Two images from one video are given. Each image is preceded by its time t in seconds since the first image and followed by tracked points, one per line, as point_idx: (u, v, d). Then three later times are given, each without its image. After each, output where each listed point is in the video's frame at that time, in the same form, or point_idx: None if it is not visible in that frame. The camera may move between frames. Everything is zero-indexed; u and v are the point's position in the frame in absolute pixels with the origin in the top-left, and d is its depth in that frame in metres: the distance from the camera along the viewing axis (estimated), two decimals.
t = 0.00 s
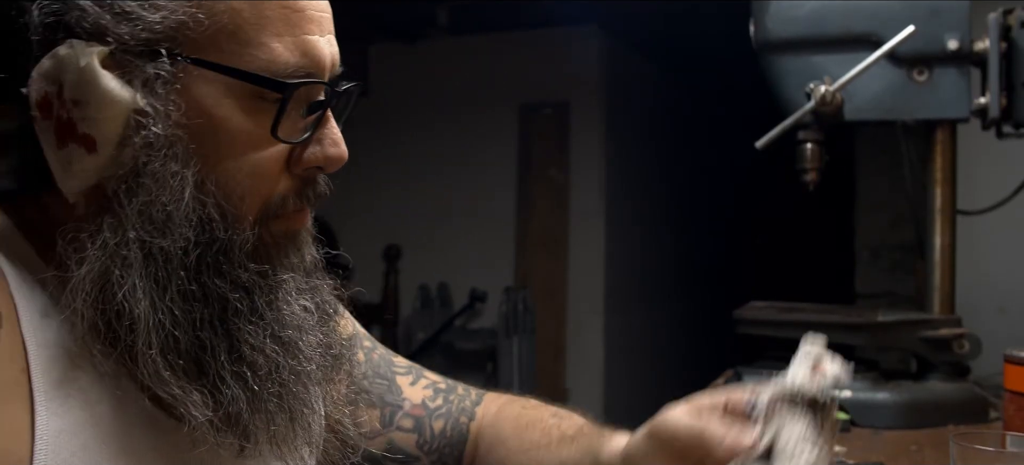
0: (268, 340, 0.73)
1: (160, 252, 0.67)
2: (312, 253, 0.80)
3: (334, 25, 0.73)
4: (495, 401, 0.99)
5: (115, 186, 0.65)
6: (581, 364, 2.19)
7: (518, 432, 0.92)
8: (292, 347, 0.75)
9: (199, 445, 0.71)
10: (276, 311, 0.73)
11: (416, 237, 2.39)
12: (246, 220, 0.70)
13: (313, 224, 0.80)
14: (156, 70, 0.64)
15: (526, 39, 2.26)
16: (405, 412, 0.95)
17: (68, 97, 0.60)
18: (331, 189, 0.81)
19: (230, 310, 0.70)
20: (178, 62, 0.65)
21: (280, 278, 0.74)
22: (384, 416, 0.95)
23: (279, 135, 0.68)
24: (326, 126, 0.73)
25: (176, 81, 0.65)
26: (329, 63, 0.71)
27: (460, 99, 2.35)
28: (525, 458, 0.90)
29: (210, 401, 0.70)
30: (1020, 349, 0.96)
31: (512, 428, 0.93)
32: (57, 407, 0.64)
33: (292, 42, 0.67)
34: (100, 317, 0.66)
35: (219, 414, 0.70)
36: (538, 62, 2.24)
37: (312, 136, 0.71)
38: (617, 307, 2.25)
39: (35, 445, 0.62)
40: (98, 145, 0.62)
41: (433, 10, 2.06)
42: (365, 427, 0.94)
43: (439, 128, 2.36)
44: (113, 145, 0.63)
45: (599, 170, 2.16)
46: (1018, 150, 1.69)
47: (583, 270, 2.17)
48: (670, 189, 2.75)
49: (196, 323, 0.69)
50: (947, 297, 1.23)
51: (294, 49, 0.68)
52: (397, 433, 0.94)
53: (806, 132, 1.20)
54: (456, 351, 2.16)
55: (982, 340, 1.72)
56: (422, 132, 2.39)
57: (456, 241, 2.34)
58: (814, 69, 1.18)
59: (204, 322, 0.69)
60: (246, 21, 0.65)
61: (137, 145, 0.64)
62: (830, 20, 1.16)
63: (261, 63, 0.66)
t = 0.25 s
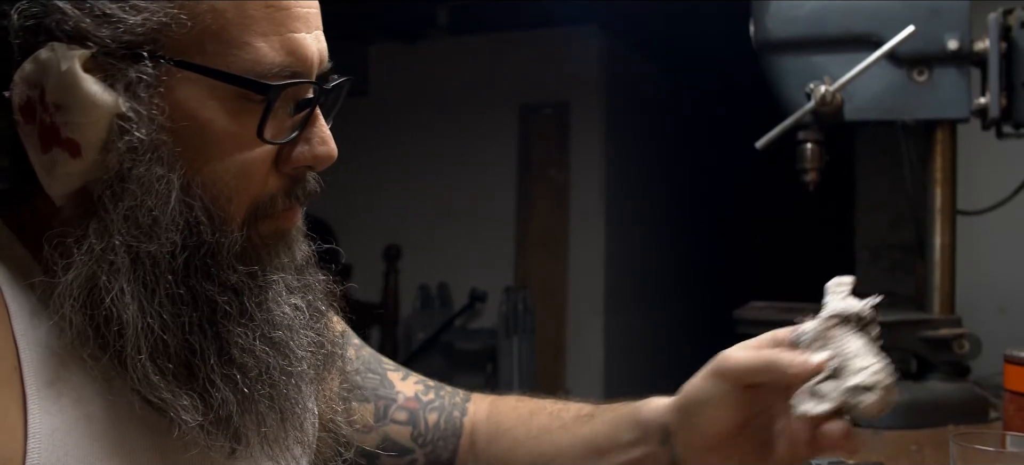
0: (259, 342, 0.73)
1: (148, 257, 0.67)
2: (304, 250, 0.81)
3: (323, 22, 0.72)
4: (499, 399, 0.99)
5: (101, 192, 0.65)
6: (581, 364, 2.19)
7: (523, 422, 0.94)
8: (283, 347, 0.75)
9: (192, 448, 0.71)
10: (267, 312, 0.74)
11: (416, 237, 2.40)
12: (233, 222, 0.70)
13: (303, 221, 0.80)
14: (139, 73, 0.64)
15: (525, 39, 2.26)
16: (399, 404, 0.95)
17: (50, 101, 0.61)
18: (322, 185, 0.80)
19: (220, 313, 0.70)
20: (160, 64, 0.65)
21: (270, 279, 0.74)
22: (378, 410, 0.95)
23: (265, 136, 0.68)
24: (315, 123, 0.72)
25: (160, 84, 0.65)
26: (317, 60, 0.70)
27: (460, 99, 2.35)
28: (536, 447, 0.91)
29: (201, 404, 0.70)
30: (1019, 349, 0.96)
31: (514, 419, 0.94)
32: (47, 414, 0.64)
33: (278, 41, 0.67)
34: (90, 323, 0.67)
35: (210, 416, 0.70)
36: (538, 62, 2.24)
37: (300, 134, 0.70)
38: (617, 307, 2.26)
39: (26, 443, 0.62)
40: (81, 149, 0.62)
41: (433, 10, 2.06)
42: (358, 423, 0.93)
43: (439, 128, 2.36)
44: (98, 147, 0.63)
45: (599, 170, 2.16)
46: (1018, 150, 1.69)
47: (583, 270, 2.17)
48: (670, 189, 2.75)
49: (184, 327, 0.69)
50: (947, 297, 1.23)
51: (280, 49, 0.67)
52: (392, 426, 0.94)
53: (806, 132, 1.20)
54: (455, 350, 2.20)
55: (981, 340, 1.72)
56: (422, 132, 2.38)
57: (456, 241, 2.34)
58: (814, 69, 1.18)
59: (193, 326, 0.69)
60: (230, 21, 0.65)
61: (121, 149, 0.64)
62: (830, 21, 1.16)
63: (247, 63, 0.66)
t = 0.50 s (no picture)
0: (254, 345, 0.73)
1: (142, 263, 0.67)
2: (300, 250, 0.81)
3: (314, 23, 0.72)
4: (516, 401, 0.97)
5: (94, 198, 0.65)
6: (581, 363, 2.19)
7: (545, 417, 0.92)
8: (279, 349, 0.75)
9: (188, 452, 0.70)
10: (262, 314, 0.74)
11: (416, 237, 2.39)
12: (228, 226, 0.70)
13: (297, 222, 0.80)
14: (129, 80, 0.64)
15: (526, 39, 2.26)
16: (400, 398, 0.95)
17: (41, 108, 0.61)
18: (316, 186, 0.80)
19: (215, 317, 0.70)
20: (150, 69, 0.65)
21: (265, 282, 0.74)
22: (378, 404, 0.94)
23: (258, 140, 0.68)
24: (308, 125, 0.72)
25: (152, 90, 0.65)
26: (308, 61, 0.70)
27: (460, 99, 2.35)
28: (566, 439, 0.88)
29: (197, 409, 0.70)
30: (1020, 349, 0.96)
31: (534, 415, 0.93)
32: (42, 422, 0.63)
33: (269, 44, 0.66)
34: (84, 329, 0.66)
35: (206, 421, 0.70)
36: (538, 62, 2.24)
37: (294, 137, 0.71)
38: (617, 307, 2.26)
39: (24, 444, 0.62)
40: (73, 156, 0.62)
41: (433, 10, 2.06)
42: (359, 416, 0.93)
43: (439, 128, 2.36)
44: (90, 155, 0.63)
45: (599, 170, 2.16)
46: (1018, 151, 1.69)
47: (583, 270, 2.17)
48: (670, 189, 2.75)
49: (180, 332, 0.69)
50: (947, 297, 1.23)
51: (272, 52, 0.67)
52: (393, 419, 0.93)
53: (807, 132, 1.20)
54: (455, 350, 2.22)
55: (981, 340, 1.72)
56: (422, 132, 2.38)
57: (456, 241, 2.34)
58: (814, 70, 1.18)
59: (188, 330, 0.70)
60: (221, 25, 0.64)
61: (113, 157, 0.64)
62: (830, 21, 1.16)
63: (239, 68, 0.65)
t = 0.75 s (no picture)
0: (254, 350, 0.73)
1: (142, 269, 0.68)
2: (300, 254, 0.81)
3: (316, 26, 0.71)
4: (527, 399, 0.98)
5: (95, 205, 0.66)
6: (581, 364, 2.19)
7: (564, 416, 0.94)
8: (278, 355, 0.75)
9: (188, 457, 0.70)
10: (261, 320, 0.74)
11: (416, 237, 2.39)
12: (228, 231, 0.70)
13: (298, 228, 0.80)
14: (129, 87, 0.64)
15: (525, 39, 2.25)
16: (404, 395, 0.94)
17: (40, 114, 0.61)
18: (317, 191, 0.80)
19: (214, 323, 0.71)
20: (149, 75, 0.65)
21: (265, 287, 0.74)
22: (382, 401, 0.93)
23: (258, 147, 0.68)
24: (310, 130, 0.71)
25: (151, 97, 0.65)
26: (309, 66, 0.69)
27: (460, 99, 2.35)
28: (590, 441, 0.91)
29: (195, 414, 0.70)
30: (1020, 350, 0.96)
31: (551, 414, 0.95)
32: (41, 425, 0.63)
33: (270, 50, 0.66)
34: (84, 334, 0.67)
35: (205, 426, 0.70)
36: (538, 62, 2.24)
37: (295, 143, 0.70)
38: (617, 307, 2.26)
39: (25, 443, 0.62)
40: (74, 162, 0.63)
41: (433, 10, 2.06)
42: (359, 414, 0.92)
43: (439, 128, 2.36)
44: (89, 164, 0.64)
45: (599, 170, 2.16)
46: (1018, 151, 1.69)
47: (583, 270, 2.17)
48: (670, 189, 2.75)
49: (179, 337, 0.70)
50: (947, 298, 1.23)
51: (272, 58, 0.66)
52: (396, 416, 0.92)
53: (807, 132, 1.20)
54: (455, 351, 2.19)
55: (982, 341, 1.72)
56: (422, 132, 2.38)
57: (456, 241, 2.34)
58: (814, 70, 1.18)
59: (187, 336, 0.70)
60: (221, 31, 0.64)
61: (113, 163, 0.65)
62: (830, 21, 1.16)
63: (240, 74, 0.65)
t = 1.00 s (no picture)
0: (254, 352, 0.73)
1: (143, 271, 0.68)
2: (301, 255, 0.81)
3: (318, 27, 0.72)
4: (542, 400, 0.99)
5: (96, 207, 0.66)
6: (581, 364, 2.19)
7: (578, 416, 0.95)
8: (280, 357, 0.75)
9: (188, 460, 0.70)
10: (263, 322, 0.74)
11: (416, 238, 2.40)
12: (229, 233, 0.70)
13: (300, 229, 0.80)
14: (129, 89, 0.64)
15: (525, 39, 2.25)
16: (410, 392, 0.94)
17: (41, 115, 0.61)
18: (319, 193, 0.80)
19: (214, 324, 0.71)
20: (150, 77, 0.65)
21: (265, 289, 0.74)
22: (388, 398, 0.93)
23: (260, 149, 0.68)
24: (311, 132, 0.72)
25: (152, 99, 0.66)
26: (311, 68, 0.69)
27: (460, 99, 2.35)
28: (603, 441, 0.92)
29: (196, 417, 0.70)
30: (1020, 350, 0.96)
31: (565, 413, 0.96)
32: (43, 428, 0.63)
33: (272, 52, 0.66)
34: (84, 336, 0.67)
35: (205, 428, 0.70)
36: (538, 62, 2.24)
37: (297, 144, 0.71)
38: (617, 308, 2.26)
39: (26, 445, 0.62)
40: (75, 165, 0.63)
41: (433, 10, 2.06)
42: (365, 412, 0.92)
43: (439, 128, 2.36)
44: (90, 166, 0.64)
45: (599, 170, 2.16)
46: (1017, 152, 1.69)
47: (583, 271, 2.17)
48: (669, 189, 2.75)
49: (180, 339, 0.70)
50: (947, 297, 1.23)
51: (274, 60, 0.66)
52: (401, 414, 0.92)
53: (806, 133, 1.20)
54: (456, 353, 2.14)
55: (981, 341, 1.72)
56: (422, 132, 2.38)
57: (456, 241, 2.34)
58: (814, 70, 1.18)
59: (187, 337, 0.70)
60: (223, 32, 0.64)
61: (114, 165, 0.65)
62: (829, 22, 1.16)
63: (241, 75, 0.65)
